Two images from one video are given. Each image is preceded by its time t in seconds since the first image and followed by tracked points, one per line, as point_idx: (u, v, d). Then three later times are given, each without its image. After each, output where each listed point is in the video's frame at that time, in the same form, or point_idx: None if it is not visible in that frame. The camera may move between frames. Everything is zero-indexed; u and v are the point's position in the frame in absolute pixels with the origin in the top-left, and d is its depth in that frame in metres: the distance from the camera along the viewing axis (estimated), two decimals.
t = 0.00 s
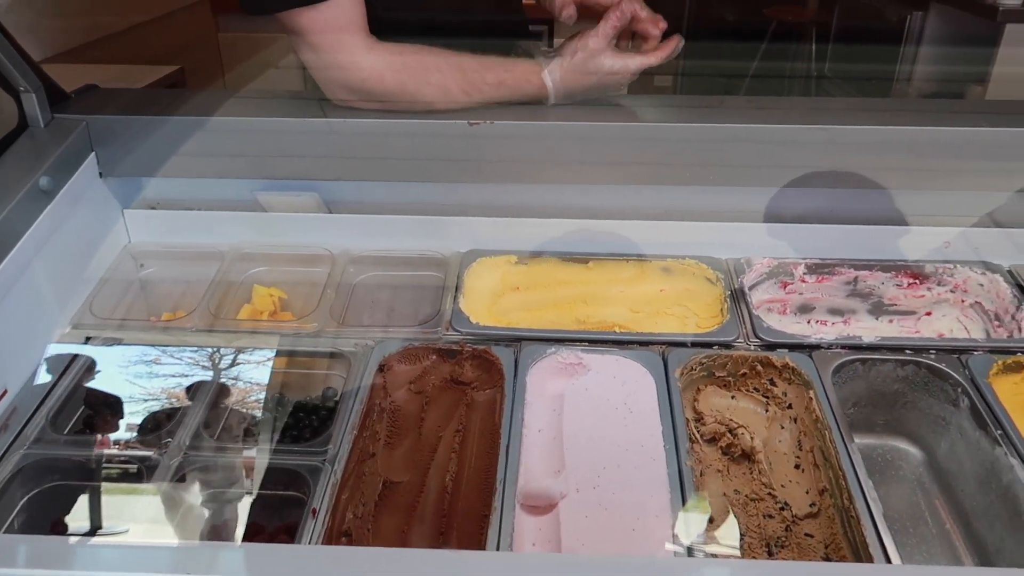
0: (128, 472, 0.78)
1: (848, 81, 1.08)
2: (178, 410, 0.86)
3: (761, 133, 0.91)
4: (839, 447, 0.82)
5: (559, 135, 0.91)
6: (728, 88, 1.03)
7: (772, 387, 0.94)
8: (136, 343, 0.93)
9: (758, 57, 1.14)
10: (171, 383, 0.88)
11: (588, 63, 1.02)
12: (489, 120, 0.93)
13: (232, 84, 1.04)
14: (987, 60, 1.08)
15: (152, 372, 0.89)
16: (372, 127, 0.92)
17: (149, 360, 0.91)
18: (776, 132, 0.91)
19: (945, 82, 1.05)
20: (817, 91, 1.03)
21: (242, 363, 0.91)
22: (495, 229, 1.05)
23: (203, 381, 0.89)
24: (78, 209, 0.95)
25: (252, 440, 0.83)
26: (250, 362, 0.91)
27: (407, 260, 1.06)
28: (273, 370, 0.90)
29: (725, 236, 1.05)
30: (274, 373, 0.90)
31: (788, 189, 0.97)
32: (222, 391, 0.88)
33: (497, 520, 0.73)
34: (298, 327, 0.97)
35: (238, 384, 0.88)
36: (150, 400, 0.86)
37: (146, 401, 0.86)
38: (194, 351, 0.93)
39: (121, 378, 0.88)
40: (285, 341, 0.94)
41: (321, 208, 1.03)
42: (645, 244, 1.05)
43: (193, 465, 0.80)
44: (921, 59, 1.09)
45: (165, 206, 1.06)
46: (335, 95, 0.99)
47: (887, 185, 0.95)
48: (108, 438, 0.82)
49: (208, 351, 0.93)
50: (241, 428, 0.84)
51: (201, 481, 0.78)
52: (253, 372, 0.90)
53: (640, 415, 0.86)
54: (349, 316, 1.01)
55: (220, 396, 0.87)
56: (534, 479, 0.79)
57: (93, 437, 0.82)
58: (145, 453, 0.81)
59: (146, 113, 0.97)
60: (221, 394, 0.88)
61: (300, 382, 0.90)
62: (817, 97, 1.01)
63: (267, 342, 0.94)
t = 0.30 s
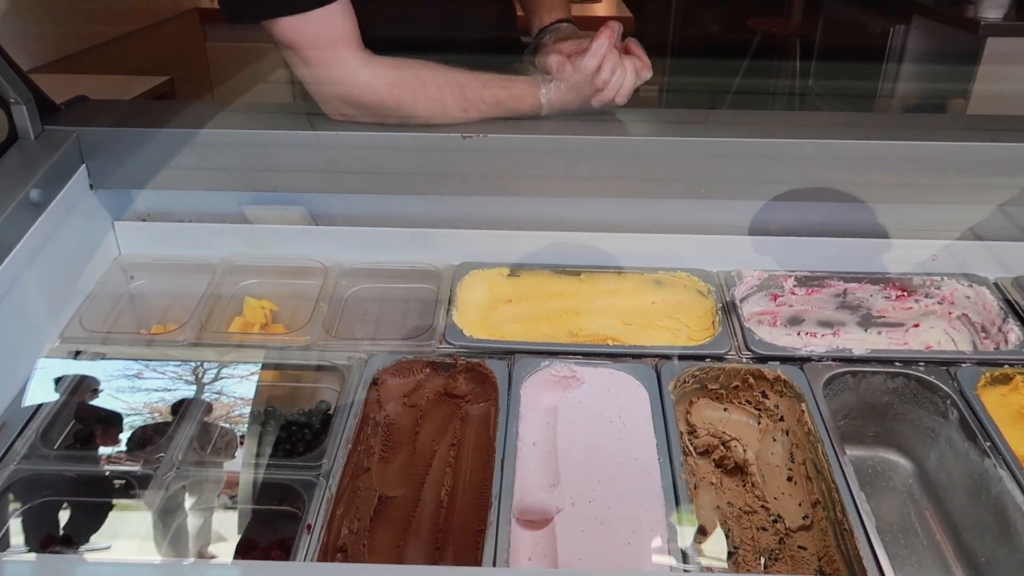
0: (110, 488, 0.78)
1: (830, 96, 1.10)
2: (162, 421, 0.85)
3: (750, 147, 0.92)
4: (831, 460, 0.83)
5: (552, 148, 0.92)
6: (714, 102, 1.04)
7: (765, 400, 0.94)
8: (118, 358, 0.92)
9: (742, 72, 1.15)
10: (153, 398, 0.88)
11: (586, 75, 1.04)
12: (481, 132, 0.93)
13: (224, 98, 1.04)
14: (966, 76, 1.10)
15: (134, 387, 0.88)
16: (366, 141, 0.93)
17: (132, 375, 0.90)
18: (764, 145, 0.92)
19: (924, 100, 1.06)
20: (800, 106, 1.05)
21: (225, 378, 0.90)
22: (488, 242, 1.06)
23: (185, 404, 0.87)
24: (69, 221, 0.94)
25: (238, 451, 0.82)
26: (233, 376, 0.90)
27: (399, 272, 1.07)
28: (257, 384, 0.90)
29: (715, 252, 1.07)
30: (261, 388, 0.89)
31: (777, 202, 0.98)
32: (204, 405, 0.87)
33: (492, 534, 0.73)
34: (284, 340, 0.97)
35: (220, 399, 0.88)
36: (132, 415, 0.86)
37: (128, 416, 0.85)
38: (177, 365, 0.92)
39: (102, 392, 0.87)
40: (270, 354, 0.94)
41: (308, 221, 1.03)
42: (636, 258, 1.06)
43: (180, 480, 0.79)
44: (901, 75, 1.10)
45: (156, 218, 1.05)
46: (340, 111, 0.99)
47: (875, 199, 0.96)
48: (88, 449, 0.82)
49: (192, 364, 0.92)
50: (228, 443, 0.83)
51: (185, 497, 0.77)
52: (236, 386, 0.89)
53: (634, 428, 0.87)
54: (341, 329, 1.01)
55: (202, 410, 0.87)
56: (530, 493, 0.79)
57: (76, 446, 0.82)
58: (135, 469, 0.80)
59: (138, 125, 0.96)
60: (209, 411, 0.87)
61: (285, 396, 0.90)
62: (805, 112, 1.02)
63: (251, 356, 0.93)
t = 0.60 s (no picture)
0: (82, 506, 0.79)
1: (817, 127, 1.12)
2: (135, 441, 0.85)
3: (732, 174, 0.96)
4: (816, 487, 0.83)
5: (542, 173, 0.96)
6: (698, 129, 1.07)
7: (750, 425, 0.94)
8: (91, 374, 0.90)
9: (724, 100, 1.16)
10: (126, 415, 0.87)
11: (586, 105, 1.05)
12: (471, 154, 0.97)
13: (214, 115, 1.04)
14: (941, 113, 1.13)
15: (107, 404, 0.88)
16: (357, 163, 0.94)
17: (104, 393, 0.88)
18: (748, 174, 0.96)
19: (899, 132, 1.10)
20: (780, 134, 1.07)
21: (200, 396, 0.90)
22: (476, 262, 1.06)
23: (160, 423, 0.87)
24: (52, 235, 0.93)
25: (213, 466, 0.83)
26: (208, 395, 0.90)
27: (387, 292, 1.06)
28: (235, 404, 0.89)
29: (701, 279, 1.08)
30: (237, 407, 0.89)
31: (760, 228, 1.01)
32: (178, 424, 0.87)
33: (478, 558, 0.73)
34: (264, 357, 0.96)
35: (194, 418, 0.88)
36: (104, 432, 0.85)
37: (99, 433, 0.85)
38: (152, 382, 0.91)
39: (72, 409, 0.86)
40: (248, 373, 0.93)
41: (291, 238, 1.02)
42: (622, 282, 1.07)
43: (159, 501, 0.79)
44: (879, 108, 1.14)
45: (140, 232, 1.04)
46: (331, 130, 1.02)
47: (857, 228, 1.00)
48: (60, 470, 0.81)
49: (168, 382, 0.91)
50: (205, 462, 0.84)
51: (166, 522, 0.78)
52: (212, 405, 0.89)
53: (620, 453, 0.87)
54: (327, 348, 1.00)
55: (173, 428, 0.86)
56: (517, 517, 0.79)
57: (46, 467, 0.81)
58: (115, 488, 0.81)
59: (127, 139, 0.96)
60: (184, 428, 0.86)
61: (261, 416, 0.90)
62: (788, 141, 1.04)
63: (231, 375, 0.92)
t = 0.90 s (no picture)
0: (67, 527, 0.77)
1: (810, 154, 1.14)
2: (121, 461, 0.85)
3: (727, 201, 0.96)
4: (810, 513, 0.83)
5: (537, 194, 0.96)
6: (691, 153, 1.08)
7: (743, 449, 0.94)
8: (77, 393, 0.89)
9: (715, 126, 1.17)
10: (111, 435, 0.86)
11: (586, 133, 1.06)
12: (467, 175, 0.97)
13: (210, 134, 1.04)
14: (931, 142, 1.15)
15: (92, 423, 0.87)
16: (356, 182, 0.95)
17: (90, 412, 0.88)
18: (741, 200, 0.96)
19: (889, 158, 1.11)
20: (772, 160, 1.08)
21: (187, 416, 0.89)
22: (470, 283, 1.06)
23: (147, 441, 0.86)
24: (42, 251, 0.91)
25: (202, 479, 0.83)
26: (195, 415, 0.89)
27: (381, 311, 1.06)
28: (223, 422, 0.89)
29: (695, 301, 1.08)
30: (225, 427, 0.89)
31: (750, 254, 1.02)
32: (163, 444, 0.86)
33: None
34: (255, 376, 0.95)
35: (181, 438, 0.87)
36: (87, 453, 0.84)
37: (82, 453, 0.84)
38: (139, 402, 0.90)
39: (58, 428, 0.85)
40: (238, 392, 0.92)
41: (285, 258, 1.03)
42: (617, 304, 1.07)
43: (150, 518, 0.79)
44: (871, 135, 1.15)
45: (132, 249, 1.03)
46: (327, 150, 1.01)
47: (849, 253, 1.01)
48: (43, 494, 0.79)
49: (155, 400, 0.90)
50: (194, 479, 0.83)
51: (155, 542, 0.77)
52: (199, 424, 0.89)
53: (613, 477, 0.87)
54: (319, 368, 0.99)
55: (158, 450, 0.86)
56: (510, 541, 0.78)
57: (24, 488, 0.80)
58: (104, 509, 0.80)
59: (122, 156, 0.96)
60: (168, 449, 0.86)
61: (251, 435, 0.89)
62: (780, 166, 1.05)
63: (221, 395, 0.92)
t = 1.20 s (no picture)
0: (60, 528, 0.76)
1: (806, 157, 1.13)
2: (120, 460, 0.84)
3: (726, 204, 0.96)
4: (805, 517, 0.82)
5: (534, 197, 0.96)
6: (690, 157, 1.08)
7: (739, 453, 0.94)
8: (77, 393, 0.89)
9: (715, 129, 1.18)
10: (111, 435, 0.85)
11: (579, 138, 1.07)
12: (463, 177, 0.97)
13: (208, 136, 1.04)
14: (929, 146, 1.15)
15: (91, 423, 0.86)
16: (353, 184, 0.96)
17: (89, 412, 0.87)
18: (741, 205, 0.96)
19: (889, 163, 1.10)
20: (771, 164, 1.08)
21: (186, 417, 0.89)
22: (467, 286, 1.06)
23: (145, 444, 0.86)
24: (38, 251, 0.92)
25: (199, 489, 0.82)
26: (195, 416, 0.89)
27: (377, 314, 1.05)
28: (222, 424, 0.89)
29: (692, 305, 1.07)
30: (224, 428, 0.88)
31: (748, 257, 1.02)
32: (163, 446, 0.86)
33: None
34: (251, 378, 0.95)
35: (180, 439, 0.87)
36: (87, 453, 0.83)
37: (80, 453, 0.83)
38: (138, 403, 0.90)
39: (58, 429, 0.85)
40: (236, 394, 0.92)
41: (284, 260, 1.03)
42: (614, 308, 1.07)
43: (145, 524, 0.78)
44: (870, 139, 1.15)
45: (129, 249, 1.03)
46: (325, 152, 1.01)
47: (845, 257, 1.01)
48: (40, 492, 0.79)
49: (155, 401, 0.90)
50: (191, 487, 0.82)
51: (154, 539, 0.76)
52: (199, 426, 0.88)
53: (609, 480, 0.86)
54: (315, 369, 0.99)
55: (158, 452, 0.85)
56: (504, 543, 0.78)
57: (21, 489, 0.79)
58: (99, 511, 0.78)
59: (121, 157, 0.96)
60: (167, 452, 0.85)
61: (249, 436, 0.89)
62: (778, 169, 1.05)
63: (218, 396, 0.92)
